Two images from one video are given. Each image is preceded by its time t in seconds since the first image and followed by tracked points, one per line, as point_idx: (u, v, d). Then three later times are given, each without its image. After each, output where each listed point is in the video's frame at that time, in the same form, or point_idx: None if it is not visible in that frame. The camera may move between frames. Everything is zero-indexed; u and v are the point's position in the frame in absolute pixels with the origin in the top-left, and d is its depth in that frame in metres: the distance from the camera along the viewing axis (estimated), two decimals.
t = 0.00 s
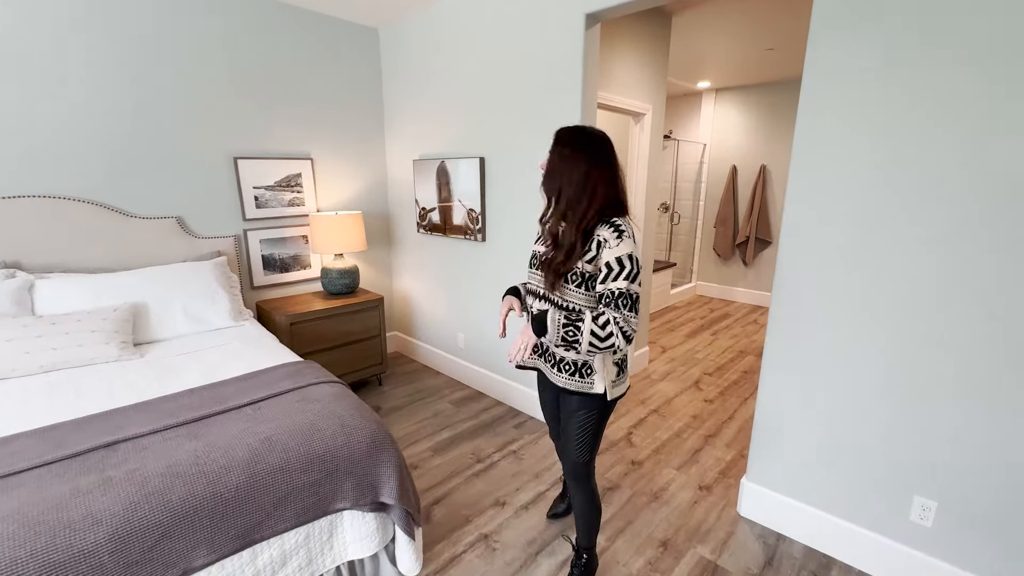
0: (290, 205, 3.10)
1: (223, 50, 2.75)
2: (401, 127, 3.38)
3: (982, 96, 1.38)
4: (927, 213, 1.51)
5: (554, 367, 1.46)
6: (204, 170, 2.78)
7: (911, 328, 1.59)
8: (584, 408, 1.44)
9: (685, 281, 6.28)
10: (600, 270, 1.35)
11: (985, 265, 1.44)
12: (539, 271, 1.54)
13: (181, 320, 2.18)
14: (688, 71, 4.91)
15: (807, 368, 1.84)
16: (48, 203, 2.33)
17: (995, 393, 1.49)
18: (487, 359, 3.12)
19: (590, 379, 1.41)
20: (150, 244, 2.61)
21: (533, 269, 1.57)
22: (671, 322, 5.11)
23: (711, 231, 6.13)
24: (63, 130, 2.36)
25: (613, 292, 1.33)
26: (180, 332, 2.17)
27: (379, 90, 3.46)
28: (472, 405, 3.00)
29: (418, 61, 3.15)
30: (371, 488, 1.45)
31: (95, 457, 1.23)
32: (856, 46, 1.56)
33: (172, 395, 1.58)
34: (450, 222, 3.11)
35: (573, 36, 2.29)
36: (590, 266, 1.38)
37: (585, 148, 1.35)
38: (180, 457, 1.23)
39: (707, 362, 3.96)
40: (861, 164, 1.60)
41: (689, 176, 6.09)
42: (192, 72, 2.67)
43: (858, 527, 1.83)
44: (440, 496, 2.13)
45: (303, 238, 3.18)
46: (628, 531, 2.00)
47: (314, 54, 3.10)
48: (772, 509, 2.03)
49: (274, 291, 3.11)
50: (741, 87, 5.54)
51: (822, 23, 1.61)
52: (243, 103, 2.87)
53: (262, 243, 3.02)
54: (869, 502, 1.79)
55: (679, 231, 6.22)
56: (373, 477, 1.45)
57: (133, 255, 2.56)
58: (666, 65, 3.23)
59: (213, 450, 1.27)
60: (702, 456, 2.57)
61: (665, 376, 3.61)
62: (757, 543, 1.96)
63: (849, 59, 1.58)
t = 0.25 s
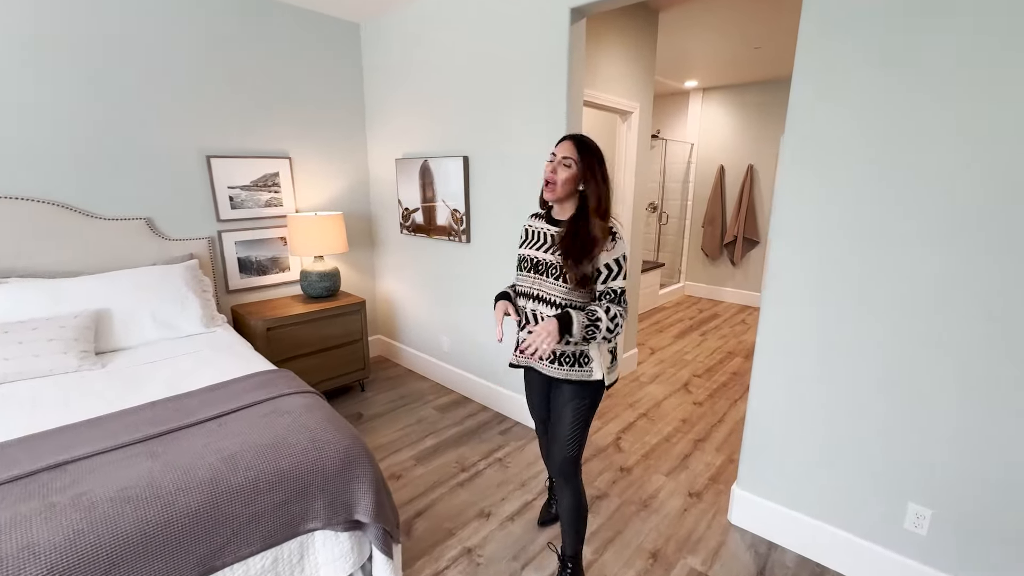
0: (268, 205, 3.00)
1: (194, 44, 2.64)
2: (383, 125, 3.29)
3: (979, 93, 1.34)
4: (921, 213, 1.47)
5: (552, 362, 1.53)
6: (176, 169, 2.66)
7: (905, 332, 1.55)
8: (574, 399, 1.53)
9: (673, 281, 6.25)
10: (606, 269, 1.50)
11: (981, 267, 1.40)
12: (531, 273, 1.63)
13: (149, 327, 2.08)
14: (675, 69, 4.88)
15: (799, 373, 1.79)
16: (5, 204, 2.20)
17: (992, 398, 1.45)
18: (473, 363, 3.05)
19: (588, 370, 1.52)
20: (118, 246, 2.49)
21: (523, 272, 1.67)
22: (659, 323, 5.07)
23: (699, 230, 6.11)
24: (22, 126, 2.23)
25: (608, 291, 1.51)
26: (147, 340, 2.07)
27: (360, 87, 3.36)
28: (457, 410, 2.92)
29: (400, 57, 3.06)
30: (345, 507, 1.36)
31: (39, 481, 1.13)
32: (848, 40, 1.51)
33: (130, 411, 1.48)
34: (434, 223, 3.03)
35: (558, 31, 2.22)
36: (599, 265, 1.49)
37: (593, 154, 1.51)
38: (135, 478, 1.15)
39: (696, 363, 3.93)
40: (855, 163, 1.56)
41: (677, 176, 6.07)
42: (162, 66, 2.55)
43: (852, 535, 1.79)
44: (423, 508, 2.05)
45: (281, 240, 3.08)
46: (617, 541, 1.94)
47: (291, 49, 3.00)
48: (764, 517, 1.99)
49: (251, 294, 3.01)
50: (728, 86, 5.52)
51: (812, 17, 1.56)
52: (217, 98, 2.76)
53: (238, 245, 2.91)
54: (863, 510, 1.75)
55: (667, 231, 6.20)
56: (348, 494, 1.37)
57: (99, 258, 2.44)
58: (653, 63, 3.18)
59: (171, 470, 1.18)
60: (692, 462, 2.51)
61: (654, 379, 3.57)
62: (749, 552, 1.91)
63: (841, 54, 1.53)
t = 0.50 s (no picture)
0: (242, 206, 2.88)
1: (163, 36, 2.52)
2: (363, 122, 3.19)
3: (975, 91, 1.32)
4: (914, 213, 1.44)
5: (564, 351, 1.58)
6: (143, 168, 2.54)
7: (898, 335, 1.53)
8: (570, 386, 1.60)
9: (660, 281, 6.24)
10: (604, 257, 1.59)
11: (976, 268, 1.38)
12: (526, 267, 1.68)
13: (112, 335, 1.97)
14: (661, 68, 4.86)
15: (790, 377, 1.76)
16: None
17: (986, 401, 1.43)
18: (457, 367, 2.97)
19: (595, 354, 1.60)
20: (80, 249, 2.36)
21: (518, 267, 1.71)
22: (647, 323, 5.05)
23: (685, 230, 6.11)
24: None
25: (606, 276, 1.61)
26: (110, 348, 1.96)
27: (340, 83, 3.26)
28: (441, 416, 2.84)
29: (381, 51, 2.97)
30: (319, 526, 1.28)
31: None
32: (840, 36, 1.48)
33: (83, 428, 1.39)
34: (416, 223, 2.94)
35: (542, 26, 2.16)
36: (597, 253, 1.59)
37: (580, 155, 1.66)
38: (84, 503, 1.07)
39: (684, 364, 3.90)
40: (849, 163, 1.53)
41: (663, 175, 6.05)
42: (130, 59, 2.44)
43: (845, 542, 1.76)
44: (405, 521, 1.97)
45: (257, 242, 2.97)
46: (606, 551, 1.88)
47: (267, 43, 2.89)
48: (755, 524, 1.95)
49: (226, 298, 2.89)
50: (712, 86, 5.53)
51: (803, 12, 1.52)
52: (188, 94, 2.64)
53: (211, 248, 2.79)
54: (855, 515, 1.72)
55: (653, 231, 6.18)
56: (322, 513, 1.29)
57: (60, 262, 2.31)
58: (639, 61, 3.14)
59: (124, 494, 1.10)
60: (682, 466, 2.47)
61: (642, 380, 3.53)
62: (740, 560, 1.87)
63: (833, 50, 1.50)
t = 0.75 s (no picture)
0: (213, 205, 2.74)
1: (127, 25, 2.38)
2: (342, 118, 3.07)
3: (975, 88, 1.32)
4: (911, 211, 1.45)
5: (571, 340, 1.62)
6: (106, 165, 2.39)
7: (896, 334, 1.52)
8: (570, 383, 1.67)
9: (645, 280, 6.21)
10: (603, 245, 1.66)
11: (974, 266, 1.39)
12: (526, 258, 1.69)
13: (68, 343, 1.84)
14: (646, 65, 4.81)
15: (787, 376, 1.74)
16: None
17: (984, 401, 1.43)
18: (441, 372, 2.87)
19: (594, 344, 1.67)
20: (34, 251, 2.19)
21: (519, 259, 1.71)
22: (633, 323, 5.01)
23: (670, 229, 6.10)
24: None
25: (606, 265, 1.68)
26: (66, 357, 1.83)
27: (317, 77, 3.14)
28: (426, 423, 2.75)
29: (361, 45, 2.87)
30: (293, 550, 1.19)
31: None
32: (839, 33, 1.47)
33: (34, 445, 1.27)
34: (398, 223, 2.84)
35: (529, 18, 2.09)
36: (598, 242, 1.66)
37: (575, 148, 1.68)
38: (22, 538, 0.96)
39: (671, 364, 3.87)
40: (847, 160, 1.53)
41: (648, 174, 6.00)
42: (94, 49, 2.30)
43: (842, 548, 1.73)
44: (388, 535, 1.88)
45: (229, 242, 2.83)
46: (599, 562, 1.81)
47: (240, 35, 2.76)
48: (750, 531, 1.90)
49: (195, 303, 2.75)
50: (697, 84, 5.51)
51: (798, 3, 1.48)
52: (155, 87, 2.50)
53: (179, 249, 2.65)
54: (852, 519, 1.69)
55: (638, 230, 6.15)
56: (296, 535, 1.19)
57: (11, 265, 2.15)
58: (626, 57, 3.09)
59: (69, 525, 1.00)
60: (673, 469, 2.43)
61: (630, 381, 3.48)
62: (736, 567, 1.82)
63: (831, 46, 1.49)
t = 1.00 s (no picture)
0: (180, 206, 2.59)
1: (82, 14, 2.21)
2: (319, 114, 2.94)
3: (981, 85, 1.27)
4: (916, 211, 1.40)
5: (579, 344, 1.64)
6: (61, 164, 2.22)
7: (899, 339, 1.47)
8: (580, 391, 1.74)
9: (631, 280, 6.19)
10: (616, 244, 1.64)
11: (980, 269, 1.34)
12: (535, 260, 1.67)
13: (17, 357, 1.69)
14: (631, 64, 4.76)
15: (787, 382, 1.69)
16: None
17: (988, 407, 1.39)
18: (426, 379, 2.76)
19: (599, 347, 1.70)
20: None
21: (527, 261, 1.69)
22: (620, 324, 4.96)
23: (655, 229, 6.08)
24: None
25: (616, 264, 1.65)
26: (15, 373, 1.68)
27: (292, 72, 2.99)
28: (410, 433, 2.63)
29: (338, 38, 2.73)
30: None
31: None
32: (840, 27, 1.41)
33: None
34: (379, 224, 2.71)
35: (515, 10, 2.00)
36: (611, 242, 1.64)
37: (582, 146, 1.65)
38: None
39: (660, 365, 3.82)
40: (848, 159, 1.46)
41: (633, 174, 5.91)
42: (47, 40, 2.14)
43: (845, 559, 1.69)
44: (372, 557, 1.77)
45: (198, 246, 2.68)
46: None
47: (208, 26, 2.60)
48: (749, 542, 1.85)
49: (162, 310, 2.59)
50: (681, 83, 5.49)
51: None
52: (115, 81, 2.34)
53: (144, 253, 2.49)
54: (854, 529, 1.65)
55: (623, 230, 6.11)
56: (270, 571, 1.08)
57: None
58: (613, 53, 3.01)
59: None
60: (667, 477, 2.36)
61: (620, 385, 3.42)
62: None
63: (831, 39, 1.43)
